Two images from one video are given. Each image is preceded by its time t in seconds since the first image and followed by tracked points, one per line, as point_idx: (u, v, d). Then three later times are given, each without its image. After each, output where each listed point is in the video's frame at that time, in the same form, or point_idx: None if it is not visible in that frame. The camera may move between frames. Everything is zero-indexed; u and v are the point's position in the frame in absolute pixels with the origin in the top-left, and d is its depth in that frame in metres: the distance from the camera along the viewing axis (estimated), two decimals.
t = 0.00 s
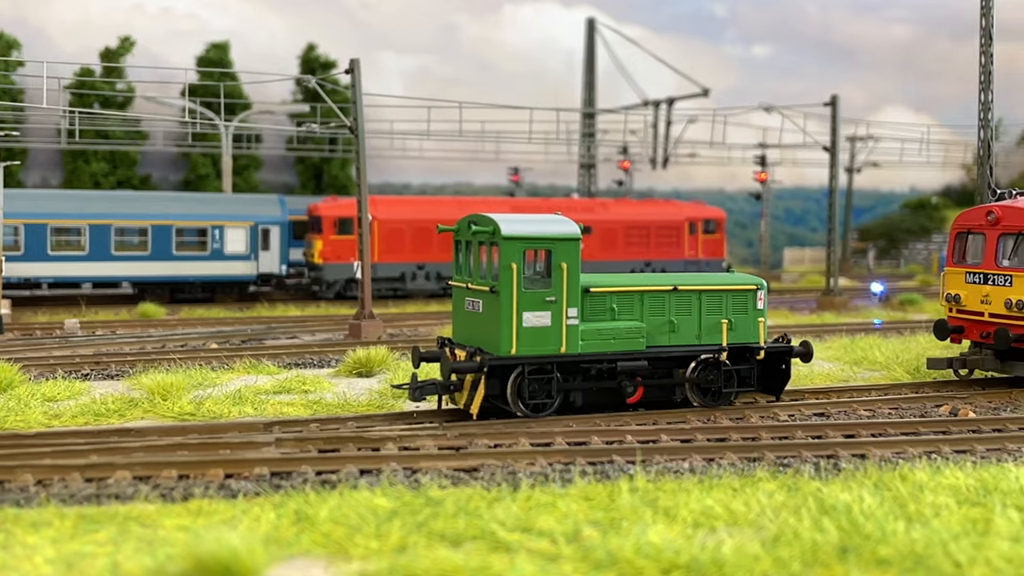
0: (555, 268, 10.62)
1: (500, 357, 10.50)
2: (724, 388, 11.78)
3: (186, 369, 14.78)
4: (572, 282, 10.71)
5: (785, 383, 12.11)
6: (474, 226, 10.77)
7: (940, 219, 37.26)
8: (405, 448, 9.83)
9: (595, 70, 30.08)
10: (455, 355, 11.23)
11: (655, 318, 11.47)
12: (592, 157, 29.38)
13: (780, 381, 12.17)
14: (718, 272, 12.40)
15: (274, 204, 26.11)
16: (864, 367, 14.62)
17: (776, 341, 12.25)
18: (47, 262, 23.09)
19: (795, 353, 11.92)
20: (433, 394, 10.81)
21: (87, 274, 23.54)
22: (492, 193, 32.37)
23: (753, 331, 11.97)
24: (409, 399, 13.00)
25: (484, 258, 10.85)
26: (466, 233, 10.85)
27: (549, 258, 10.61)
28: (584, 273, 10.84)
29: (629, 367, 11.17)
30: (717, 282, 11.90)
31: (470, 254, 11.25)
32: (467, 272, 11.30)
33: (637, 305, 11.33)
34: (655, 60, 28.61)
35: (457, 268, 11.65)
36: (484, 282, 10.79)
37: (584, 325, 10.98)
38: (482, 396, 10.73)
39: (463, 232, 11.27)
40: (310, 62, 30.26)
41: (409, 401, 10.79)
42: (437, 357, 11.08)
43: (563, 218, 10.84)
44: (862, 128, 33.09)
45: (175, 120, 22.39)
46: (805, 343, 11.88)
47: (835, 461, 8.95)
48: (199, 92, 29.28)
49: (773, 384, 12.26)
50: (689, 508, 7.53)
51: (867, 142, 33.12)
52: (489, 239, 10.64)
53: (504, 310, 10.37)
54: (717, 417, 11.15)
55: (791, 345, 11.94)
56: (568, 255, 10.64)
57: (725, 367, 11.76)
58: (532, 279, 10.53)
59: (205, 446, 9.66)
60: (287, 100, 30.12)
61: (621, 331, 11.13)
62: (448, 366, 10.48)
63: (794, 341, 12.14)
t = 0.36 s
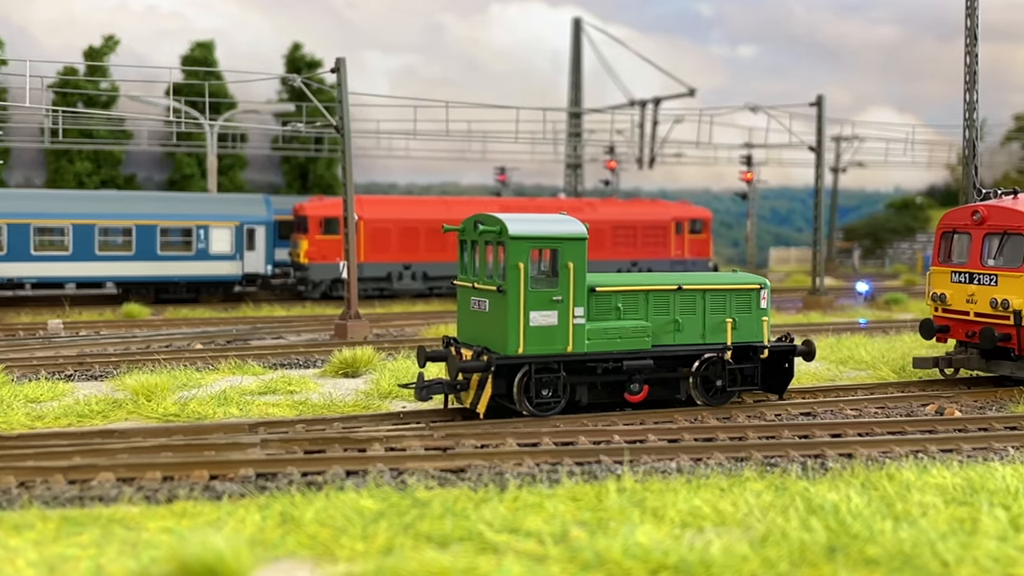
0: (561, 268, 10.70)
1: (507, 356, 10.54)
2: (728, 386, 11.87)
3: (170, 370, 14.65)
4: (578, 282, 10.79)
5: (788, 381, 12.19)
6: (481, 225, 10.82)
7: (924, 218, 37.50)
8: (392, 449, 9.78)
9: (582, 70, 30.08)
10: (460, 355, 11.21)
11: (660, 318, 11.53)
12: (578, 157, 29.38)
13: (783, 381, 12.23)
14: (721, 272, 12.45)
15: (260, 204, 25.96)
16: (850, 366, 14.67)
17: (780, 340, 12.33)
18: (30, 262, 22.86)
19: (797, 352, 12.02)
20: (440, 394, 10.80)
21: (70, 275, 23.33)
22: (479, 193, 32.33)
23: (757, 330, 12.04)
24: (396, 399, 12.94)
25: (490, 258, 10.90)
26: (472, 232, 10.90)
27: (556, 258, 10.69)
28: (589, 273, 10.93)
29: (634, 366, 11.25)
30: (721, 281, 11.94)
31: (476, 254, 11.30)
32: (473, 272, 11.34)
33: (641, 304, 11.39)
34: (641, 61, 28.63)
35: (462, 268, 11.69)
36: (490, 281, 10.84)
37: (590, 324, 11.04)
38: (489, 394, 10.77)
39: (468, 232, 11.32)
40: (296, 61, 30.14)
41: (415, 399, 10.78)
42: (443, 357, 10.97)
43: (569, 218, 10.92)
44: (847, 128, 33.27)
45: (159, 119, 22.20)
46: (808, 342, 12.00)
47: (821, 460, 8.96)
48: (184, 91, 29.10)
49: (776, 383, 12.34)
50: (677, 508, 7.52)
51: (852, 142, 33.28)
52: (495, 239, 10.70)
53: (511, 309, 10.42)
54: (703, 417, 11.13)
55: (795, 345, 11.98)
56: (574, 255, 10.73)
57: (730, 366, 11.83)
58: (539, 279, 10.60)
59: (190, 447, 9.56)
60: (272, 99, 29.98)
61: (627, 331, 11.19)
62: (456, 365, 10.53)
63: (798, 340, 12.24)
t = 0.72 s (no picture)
0: (568, 267, 10.73)
1: (514, 355, 10.55)
2: (733, 385, 11.91)
3: (154, 370, 14.53)
4: (584, 281, 10.82)
5: (791, 380, 12.19)
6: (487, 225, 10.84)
7: (909, 218, 37.76)
8: (378, 450, 9.73)
9: (568, 70, 30.07)
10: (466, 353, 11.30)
11: (665, 317, 11.54)
12: (565, 156, 29.38)
13: (786, 380, 12.20)
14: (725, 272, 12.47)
15: (245, 204, 25.80)
16: (836, 366, 14.71)
17: (783, 339, 12.35)
18: (12, 262, 22.64)
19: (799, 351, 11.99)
20: (447, 392, 10.81)
21: (53, 274, 23.11)
22: (465, 192, 32.27)
23: (761, 329, 12.07)
24: (383, 400, 12.89)
25: (497, 257, 10.93)
26: (479, 231, 10.92)
27: (562, 257, 10.73)
28: (596, 272, 10.97)
29: (640, 365, 11.31)
30: (725, 281, 11.95)
31: (482, 253, 11.31)
32: (479, 271, 11.37)
33: (647, 304, 11.41)
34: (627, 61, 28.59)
35: (467, 268, 11.72)
36: (497, 281, 10.86)
37: (596, 323, 11.05)
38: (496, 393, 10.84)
39: (474, 231, 11.33)
40: (281, 60, 30.00)
41: (422, 399, 10.76)
42: (450, 356, 11.03)
43: (575, 218, 10.96)
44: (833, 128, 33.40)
45: (144, 117, 22.03)
46: (811, 340, 11.94)
47: (808, 460, 8.97)
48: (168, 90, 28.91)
49: (779, 381, 12.32)
50: (664, 508, 7.51)
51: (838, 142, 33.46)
52: (502, 238, 10.72)
53: (518, 309, 10.44)
54: (691, 416, 11.13)
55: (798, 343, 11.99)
56: (580, 255, 10.77)
57: (734, 365, 11.86)
58: (545, 278, 10.63)
59: (175, 448, 9.47)
60: (257, 98, 29.82)
61: (632, 330, 11.19)
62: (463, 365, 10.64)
63: (800, 340, 12.20)
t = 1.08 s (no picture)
0: (573, 266, 10.80)
1: (521, 354, 10.63)
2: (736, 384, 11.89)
3: (138, 371, 14.41)
4: (589, 280, 10.91)
5: (793, 379, 12.20)
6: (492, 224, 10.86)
7: (894, 218, 37.96)
8: (365, 450, 9.68)
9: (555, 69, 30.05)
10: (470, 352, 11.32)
11: (669, 316, 11.62)
12: (551, 156, 29.38)
13: (788, 378, 12.20)
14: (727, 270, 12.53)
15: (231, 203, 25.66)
16: (822, 366, 14.76)
17: (784, 338, 12.43)
18: None
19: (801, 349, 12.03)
20: (453, 391, 10.79)
21: (36, 275, 22.88)
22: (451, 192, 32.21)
23: (765, 328, 12.16)
24: (370, 400, 12.83)
25: (502, 257, 10.96)
26: (484, 231, 10.94)
27: (568, 257, 10.80)
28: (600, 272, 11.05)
29: (645, 365, 11.41)
30: (728, 280, 12.04)
31: (486, 253, 11.35)
32: (482, 271, 11.39)
33: (651, 303, 11.49)
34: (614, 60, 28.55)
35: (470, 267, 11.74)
36: (501, 281, 10.90)
37: (601, 322, 11.14)
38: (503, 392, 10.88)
39: (478, 231, 11.34)
40: (266, 59, 29.87)
41: (428, 399, 10.74)
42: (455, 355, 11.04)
43: (580, 217, 11.02)
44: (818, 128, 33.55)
45: (128, 117, 21.85)
46: (812, 338, 11.95)
47: (795, 459, 8.98)
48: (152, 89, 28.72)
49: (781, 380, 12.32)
50: (652, 508, 7.49)
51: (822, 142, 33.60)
52: (508, 238, 10.75)
53: (525, 308, 10.51)
54: (678, 415, 11.12)
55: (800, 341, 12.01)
56: (585, 254, 10.84)
57: (737, 364, 11.88)
58: (552, 277, 10.69)
59: (159, 450, 9.38)
60: (242, 97, 29.66)
61: (636, 330, 11.29)
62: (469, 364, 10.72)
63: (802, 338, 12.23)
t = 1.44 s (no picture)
0: (579, 266, 10.81)
1: (526, 353, 10.64)
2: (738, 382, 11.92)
3: (122, 371, 14.28)
4: (595, 280, 10.91)
5: (794, 378, 12.34)
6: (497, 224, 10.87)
7: (879, 218, 38.14)
8: (351, 451, 9.63)
9: (541, 69, 30.02)
10: (474, 352, 11.37)
11: (672, 315, 11.64)
12: (538, 155, 29.35)
13: (790, 376, 12.35)
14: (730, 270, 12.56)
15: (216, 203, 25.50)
16: (809, 365, 14.79)
17: (787, 337, 12.50)
18: None
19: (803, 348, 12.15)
20: (457, 390, 10.99)
21: (19, 275, 22.66)
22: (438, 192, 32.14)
23: (767, 327, 12.21)
24: (356, 401, 12.76)
25: (507, 257, 10.96)
26: (489, 231, 10.95)
27: (572, 256, 10.80)
28: (605, 271, 11.05)
29: (648, 364, 11.41)
30: (730, 279, 12.07)
31: (491, 253, 11.35)
32: (487, 271, 11.40)
33: (654, 303, 11.51)
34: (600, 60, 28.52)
35: (475, 267, 11.75)
36: (507, 280, 10.91)
37: (606, 321, 11.14)
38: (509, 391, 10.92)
39: (483, 231, 11.36)
40: (252, 59, 29.70)
41: (433, 397, 10.90)
42: (459, 355, 11.22)
43: (584, 216, 11.03)
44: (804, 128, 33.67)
45: (112, 116, 21.67)
46: (815, 338, 12.08)
47: (783, 459, 8.98)
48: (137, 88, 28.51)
49: (783, 378, 12.46)
50: (639, 508, 7.47)
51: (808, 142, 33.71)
52: (513, 238, 10.76)
53: (531, 307, 10.52)
54: (664, 415, 11.11)
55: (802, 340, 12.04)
56: (590, 254, 10.85)
57: (739, 363, 11.90)
58: (557, 277, 10.69)
59: (143, 451, 9.27)
60: (228, 97, 29.49)
61: (640, 328, 11.29)
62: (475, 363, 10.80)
63: (804, 337, 12.38)
